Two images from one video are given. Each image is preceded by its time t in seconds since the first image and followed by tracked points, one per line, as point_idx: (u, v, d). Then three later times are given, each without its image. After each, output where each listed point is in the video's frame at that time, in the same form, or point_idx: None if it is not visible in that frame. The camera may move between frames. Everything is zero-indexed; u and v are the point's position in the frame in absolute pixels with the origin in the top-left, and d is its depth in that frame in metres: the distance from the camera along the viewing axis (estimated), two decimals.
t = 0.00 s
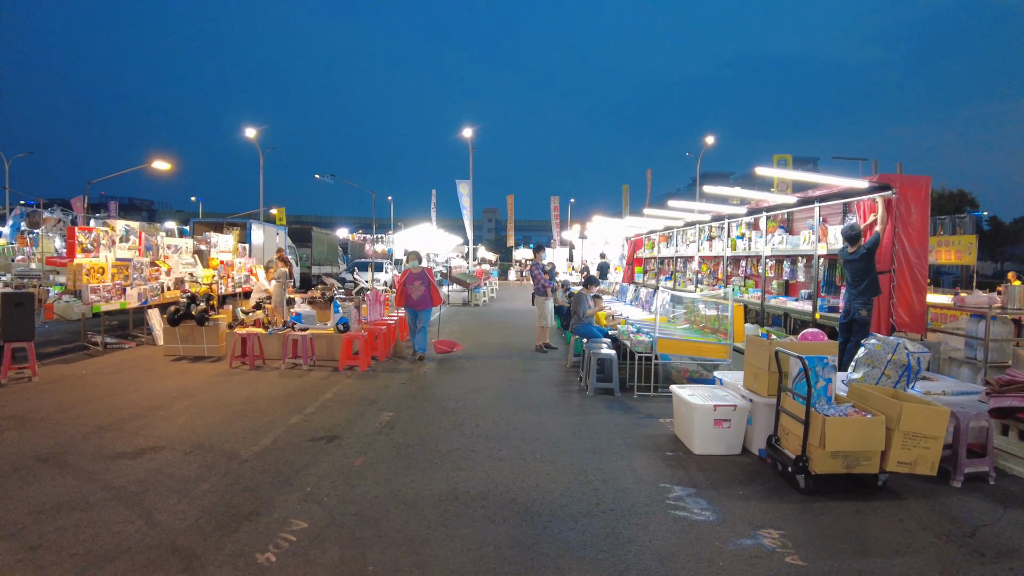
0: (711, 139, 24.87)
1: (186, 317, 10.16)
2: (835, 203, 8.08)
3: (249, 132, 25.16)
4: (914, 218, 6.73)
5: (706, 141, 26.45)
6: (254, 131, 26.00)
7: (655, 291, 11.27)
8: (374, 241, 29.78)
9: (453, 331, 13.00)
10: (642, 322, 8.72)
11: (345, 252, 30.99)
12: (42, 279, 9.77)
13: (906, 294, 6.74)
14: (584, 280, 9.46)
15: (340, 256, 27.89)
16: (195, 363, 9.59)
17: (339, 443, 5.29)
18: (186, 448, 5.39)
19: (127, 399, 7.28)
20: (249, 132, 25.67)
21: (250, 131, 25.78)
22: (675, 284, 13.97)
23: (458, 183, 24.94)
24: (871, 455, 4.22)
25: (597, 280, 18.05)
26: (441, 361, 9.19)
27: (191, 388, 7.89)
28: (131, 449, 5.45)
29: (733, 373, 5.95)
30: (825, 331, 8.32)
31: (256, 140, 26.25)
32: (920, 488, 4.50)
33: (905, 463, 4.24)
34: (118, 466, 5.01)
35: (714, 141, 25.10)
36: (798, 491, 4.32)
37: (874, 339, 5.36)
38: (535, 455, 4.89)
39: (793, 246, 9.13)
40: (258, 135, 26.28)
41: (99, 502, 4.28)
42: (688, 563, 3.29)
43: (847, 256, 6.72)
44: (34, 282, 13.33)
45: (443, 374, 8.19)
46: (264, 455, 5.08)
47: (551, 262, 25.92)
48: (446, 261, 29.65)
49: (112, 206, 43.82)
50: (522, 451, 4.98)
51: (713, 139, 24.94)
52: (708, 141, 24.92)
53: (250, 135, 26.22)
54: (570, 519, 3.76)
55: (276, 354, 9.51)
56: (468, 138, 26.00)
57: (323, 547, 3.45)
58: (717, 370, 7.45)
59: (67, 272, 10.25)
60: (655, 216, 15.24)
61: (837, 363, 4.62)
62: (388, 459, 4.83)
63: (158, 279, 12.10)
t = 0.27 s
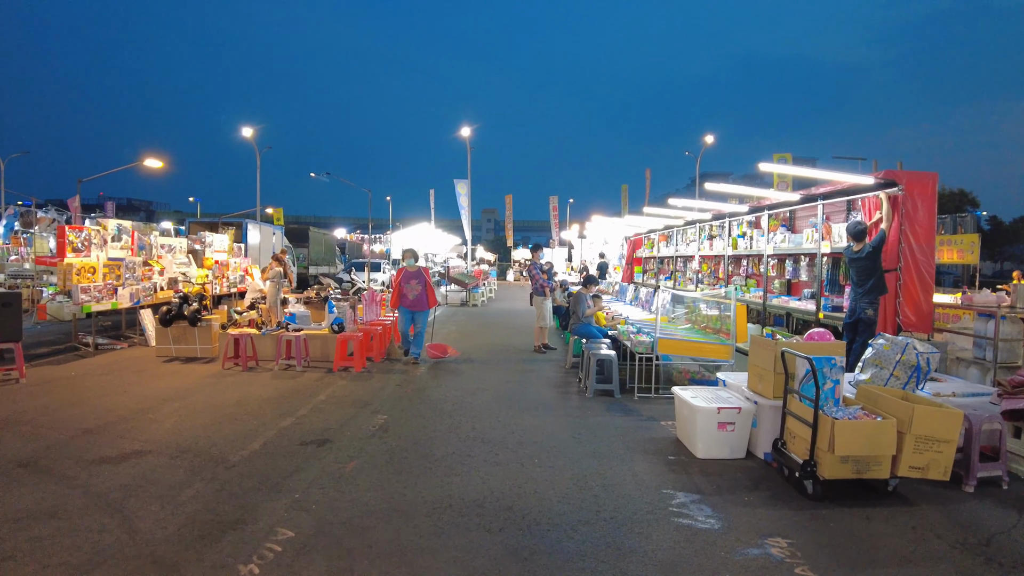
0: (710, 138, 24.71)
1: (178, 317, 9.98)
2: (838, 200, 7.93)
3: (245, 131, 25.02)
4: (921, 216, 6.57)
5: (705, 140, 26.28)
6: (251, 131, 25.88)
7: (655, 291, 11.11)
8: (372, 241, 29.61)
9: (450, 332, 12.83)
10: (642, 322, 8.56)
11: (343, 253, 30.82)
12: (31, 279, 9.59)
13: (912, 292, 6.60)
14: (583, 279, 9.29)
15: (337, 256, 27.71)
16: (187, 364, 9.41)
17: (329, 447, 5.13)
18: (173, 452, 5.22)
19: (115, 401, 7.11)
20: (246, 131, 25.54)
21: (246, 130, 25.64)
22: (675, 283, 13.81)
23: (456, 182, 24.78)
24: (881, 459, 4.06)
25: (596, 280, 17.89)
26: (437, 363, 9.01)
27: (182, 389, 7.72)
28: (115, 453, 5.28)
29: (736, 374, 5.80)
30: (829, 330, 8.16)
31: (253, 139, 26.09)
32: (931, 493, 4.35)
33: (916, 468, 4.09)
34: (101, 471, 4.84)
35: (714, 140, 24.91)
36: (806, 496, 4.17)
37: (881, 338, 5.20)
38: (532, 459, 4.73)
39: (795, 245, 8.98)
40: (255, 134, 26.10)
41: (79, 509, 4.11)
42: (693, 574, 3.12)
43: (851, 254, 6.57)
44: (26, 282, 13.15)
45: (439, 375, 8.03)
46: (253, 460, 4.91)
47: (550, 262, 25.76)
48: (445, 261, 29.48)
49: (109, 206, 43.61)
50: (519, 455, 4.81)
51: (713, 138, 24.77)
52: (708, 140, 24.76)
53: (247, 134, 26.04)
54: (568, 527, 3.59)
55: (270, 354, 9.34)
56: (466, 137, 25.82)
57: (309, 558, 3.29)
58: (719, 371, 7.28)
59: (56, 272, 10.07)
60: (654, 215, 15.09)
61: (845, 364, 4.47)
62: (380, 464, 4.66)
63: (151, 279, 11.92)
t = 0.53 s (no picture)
0: (710, 136, 24.50)
1: (169, 318, 9.80)
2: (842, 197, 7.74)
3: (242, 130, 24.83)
4: (928, 213, 6.39)
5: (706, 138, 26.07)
6: (248, 130, 25.66)
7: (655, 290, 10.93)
8: (370, 240, 29.41)
9: (447, 332, 12.65)
10: (641, 322, 8.37)
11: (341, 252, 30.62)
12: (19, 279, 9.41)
13: (920, 292, 6.42)
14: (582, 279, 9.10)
15: (335, 256, 27.51)
16: (178, 366, 9.22)
17: (317, 453, 4.95)
18: (155, 459, 5.04)
19: (101, 404, 6.93)
20: (242, 130, 25.34)
21: (243, 129, 25.44)
22: (675, 283, 13.62)
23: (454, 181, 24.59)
24: (893, 468, 3.88)
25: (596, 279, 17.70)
26: (432, 364, 8.83)
27: (170, 392, 7.55)
28: (97, 459, 5.11)
29: (738, 377, 5.61)
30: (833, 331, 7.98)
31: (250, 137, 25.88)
32: (943, 502, 4.17)
33: (929, 476, 3.91)
34: (79, 479, 4.65)
35: (714, 138, 24.69)
36: (813, 506, 3.99)
37: (890, 340, 5.01)
38: (527, 467, 4.55)
39: (798, 243, 8.79)
40: (252, 133, 25.90)
41: (53, 519, 3.92)
42: None
43: (857, 253, 6.39)
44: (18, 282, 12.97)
45: (434, 377, 7.85)
46: (237, 468, 4.73)
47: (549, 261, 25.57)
48: (443, 260, 29.28)
49: (107, 206, 43.44)
50: (514, 463, 4.62)
51: (713, 137, 24.56)
52: (708, 138, 24.55)
53: (244, 133, 25.83)
54: (563, 541, 3.41)
55: (262, 356, 9.16)
56: (465, 136, 25.61)
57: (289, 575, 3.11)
58: (721, 373, 7.09)
59: (46, 272, 9.88)
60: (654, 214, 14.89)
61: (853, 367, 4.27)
62: (369, 471, 4.49)
63: (143, 279, 11.74)
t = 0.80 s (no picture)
0: (711, 135, 24.35)
1: (162, 320, 9.67)
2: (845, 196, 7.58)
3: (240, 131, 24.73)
4: (934, 212, 6.24)
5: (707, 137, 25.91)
6: (246, 130, 25.58)
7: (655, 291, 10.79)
8: (369, 241, 29.30)
9: (444, 333, 12.52)
10: (641, 324, 8.23)
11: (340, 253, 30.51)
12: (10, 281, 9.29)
13: (925, 293, 6.28)
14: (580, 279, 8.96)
15: (334, 256, 27.40)
16: (170, 368, 9.09)
17: (306, 459, 4.81)
18: (139, 465, 4.91)
19: (89, 408, 6.80)
20: (240, 130, 25.24)
21: (241, 129, 25.34)
22: (675, 284, 13.47)
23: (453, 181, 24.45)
24: (899, 477, 3.74)
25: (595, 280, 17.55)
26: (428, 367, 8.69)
27: (161, 395, 7.42)
28: (80, 466, 4.97)
29: (739, 381, 5.47)
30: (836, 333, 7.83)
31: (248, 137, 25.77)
32: (950, 511, 4.03)
33: (936, 485, 3.77)
34: (60, 487, 4.52)
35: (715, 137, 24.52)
36: (816, 516, 3.85)
37: (895, 343, 4.86)
38: (520, 474, 4.41)
39: (800, 243, 8.64)
40: (250, 133, 25.78)
41: (29, 529, 3.78)
42: None
43: (860, 253, 6.25)
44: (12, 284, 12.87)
45: (429, 380, 7.71)
46: (221, 475, 4.59)
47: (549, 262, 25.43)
48: (443, 261, 29.15)
49: (106, 207, 43.40)
50: (508, 470, 4.48)
51: (714, 136, 24.37)
52: (709, 137, 24.39)
53: (242, 133, 25.72)
54: (556, 555, 3.26)
55: (256, 358, 9.03)
56: (464, 135, 25.48)
57: None
58: (723, 376, 6.95)
59: (37, 273, 9.76)
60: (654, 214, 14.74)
61: (858, 371, 4.15)
62: (358, 479, 4.35)
63: (137, 281, 11.62)
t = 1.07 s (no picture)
0: (711, 136, 24.26)
1: (157, 322, 9.58)
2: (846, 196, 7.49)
3: (240, 132, 24.73)
4: (936, 212, 6.14)
5: (707, 138, 25.81)
6: (246, 131, 25.58)
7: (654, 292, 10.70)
8: (369, 242, 29.23)
9: (443, 336, 12.42)
10: (640, 326, 8.13)
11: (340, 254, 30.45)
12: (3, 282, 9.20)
13: (928, 295, 6.19)
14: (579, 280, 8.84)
15: (333, 257, 27.34)
16: (164, 370, 9.00)
17: (297, 464, 4.71)
18: (127, 469, 4.81)
19: (80, 411, 6.71)
20: (240, 131, 25.30)
21: (241, 130, 25.38)
22: (675, 285, 13.37)
23: (453, 182, 24.41)
24: (903, 483, 3.65)
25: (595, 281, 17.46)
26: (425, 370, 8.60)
27: (154, 397, 7.33)
28: (66, 469, 4.87)
29: (740, 384, 5.37)
30: (838, 335, 7.73)
31: (247, 138, 25.74)
32: (955, 518, 3.94)
33: (940, 492, 3.67)
34: (44, 492, 4.42)
35: (715, 138, 24.40)
36: (817, 523, 3.76)
37: (897, 346, 4.77)
38: (515, 480, 4.31)
39: (801, 244, 8.55)
40: (249, 134, 25.77)
41: (9, 535, 3.68)
42: None
43: (861, 254, 6.16)
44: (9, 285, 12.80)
45: (425, 383, 7.61)
46: (210, 480, 4.49)
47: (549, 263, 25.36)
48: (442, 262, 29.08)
49: (107, 208, 43.44)
50: (503, 475, 4.38)
51: (714, 137, 24.29)
52: (710, 138, 24.28)
53: (242, 134, 25.70)
54: (551, 565, 3.16)
55: (250, 361, 8.94)
56: (463, 136, 25.37)
57: None
58: (722, 379, 6.85)
59: (31, 275, 9.67)
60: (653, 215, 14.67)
61: (860, 375, 4.07)
62: (349, 485, 4.25)
63: (133, 282, 11.53)
